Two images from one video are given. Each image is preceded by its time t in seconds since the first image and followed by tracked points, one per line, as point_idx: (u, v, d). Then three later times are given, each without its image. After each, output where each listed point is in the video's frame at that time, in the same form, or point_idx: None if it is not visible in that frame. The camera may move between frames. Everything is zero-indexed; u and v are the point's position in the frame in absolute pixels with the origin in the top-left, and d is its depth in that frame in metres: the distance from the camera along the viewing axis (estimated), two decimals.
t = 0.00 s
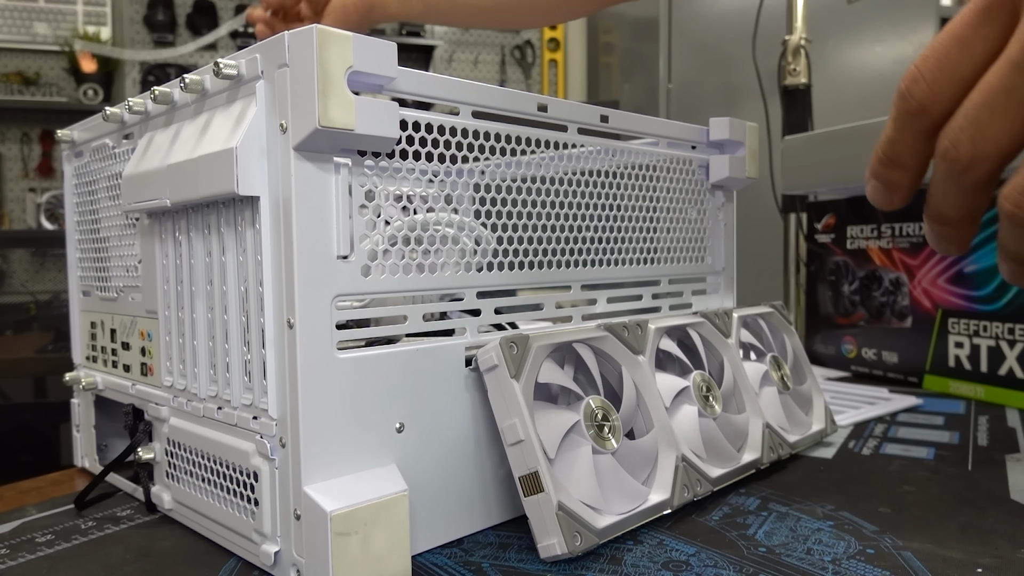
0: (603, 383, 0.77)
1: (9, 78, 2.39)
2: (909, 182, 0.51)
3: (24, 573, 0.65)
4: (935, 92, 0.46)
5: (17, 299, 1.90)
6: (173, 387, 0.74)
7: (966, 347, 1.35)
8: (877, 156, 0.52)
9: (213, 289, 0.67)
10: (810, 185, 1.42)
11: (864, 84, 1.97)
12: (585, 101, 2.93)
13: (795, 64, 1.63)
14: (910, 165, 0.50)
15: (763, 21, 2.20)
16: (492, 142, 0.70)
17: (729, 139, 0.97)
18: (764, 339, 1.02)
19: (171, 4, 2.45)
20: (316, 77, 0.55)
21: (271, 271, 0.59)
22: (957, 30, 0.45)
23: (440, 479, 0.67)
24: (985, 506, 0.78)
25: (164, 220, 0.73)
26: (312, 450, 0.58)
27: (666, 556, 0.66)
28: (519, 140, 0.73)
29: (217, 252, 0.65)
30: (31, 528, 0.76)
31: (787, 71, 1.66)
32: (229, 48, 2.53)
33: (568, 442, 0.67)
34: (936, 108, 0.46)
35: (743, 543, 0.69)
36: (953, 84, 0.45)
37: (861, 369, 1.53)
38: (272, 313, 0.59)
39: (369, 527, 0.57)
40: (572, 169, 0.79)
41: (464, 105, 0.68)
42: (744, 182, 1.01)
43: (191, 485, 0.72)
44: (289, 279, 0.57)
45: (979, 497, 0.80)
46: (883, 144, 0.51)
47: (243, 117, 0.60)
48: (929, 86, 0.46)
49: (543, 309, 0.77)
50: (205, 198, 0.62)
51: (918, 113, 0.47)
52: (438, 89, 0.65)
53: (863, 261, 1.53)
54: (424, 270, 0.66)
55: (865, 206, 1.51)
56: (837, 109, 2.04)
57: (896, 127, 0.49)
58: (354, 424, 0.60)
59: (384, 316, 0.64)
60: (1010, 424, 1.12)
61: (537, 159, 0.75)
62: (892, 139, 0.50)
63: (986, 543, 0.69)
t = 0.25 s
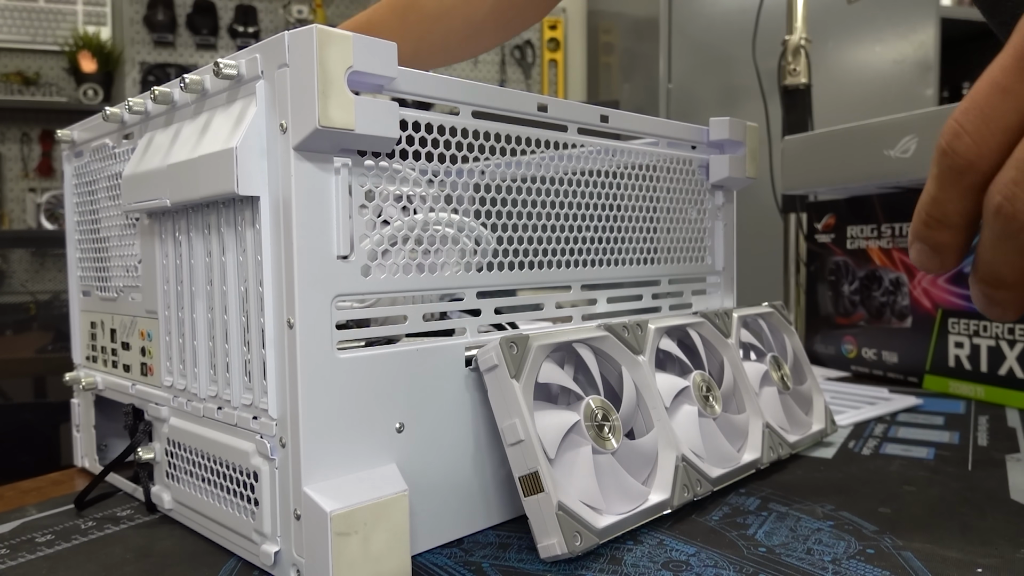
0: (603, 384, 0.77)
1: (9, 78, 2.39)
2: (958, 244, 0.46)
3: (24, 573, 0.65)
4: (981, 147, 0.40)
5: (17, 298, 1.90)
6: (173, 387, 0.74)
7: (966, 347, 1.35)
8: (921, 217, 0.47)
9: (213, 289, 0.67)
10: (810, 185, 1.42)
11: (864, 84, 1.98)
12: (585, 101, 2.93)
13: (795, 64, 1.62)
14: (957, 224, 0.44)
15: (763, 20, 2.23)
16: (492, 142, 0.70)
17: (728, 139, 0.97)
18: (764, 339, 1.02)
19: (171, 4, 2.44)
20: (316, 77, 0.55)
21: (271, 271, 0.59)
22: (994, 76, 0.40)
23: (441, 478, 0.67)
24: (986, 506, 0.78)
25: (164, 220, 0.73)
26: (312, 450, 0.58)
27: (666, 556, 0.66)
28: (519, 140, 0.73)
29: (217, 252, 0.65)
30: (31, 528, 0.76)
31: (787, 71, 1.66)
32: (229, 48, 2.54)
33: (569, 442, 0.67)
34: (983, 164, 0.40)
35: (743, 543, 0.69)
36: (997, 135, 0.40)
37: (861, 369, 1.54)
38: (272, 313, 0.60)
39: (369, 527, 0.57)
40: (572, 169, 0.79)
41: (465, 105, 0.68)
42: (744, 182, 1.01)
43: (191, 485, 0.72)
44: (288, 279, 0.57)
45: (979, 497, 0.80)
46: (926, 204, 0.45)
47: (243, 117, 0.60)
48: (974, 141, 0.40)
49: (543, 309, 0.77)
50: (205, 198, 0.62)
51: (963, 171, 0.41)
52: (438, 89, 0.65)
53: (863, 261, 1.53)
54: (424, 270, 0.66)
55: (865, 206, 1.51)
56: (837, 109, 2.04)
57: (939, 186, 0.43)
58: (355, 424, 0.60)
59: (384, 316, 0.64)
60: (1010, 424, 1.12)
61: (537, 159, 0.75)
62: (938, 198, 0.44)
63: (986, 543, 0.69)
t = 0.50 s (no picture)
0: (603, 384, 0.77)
1: (9, 78, 2.39)
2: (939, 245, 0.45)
3: (24, 573, 0.65)
4: (959, 155, 0.40)
5: (17, 298, 1.90)
6: (173, 387, 0.74)
7: (966, 347, 1.35)
8: (899, 227, 0.46)
9: (213, 289, 0.67)
10: (810, 185, 1.42)
11: (864, 84, 1.98)
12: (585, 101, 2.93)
13: (795, 64, 1.63)
14: (940, 234, 0.44)
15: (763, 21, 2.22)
16: (492, 142, 0.70)
17: (728, 139, 0.97)
18: (764, 339, 1.02)
19: (171, 4, 2.44)
20: (316, 76, 0.55)
21: (271, 271, 0.59)
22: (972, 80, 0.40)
23: (441, 478, 0.67)
24: (986, 507, 0.78)
25: (164, 220, 0.73)
26: (312, 450, 0.58)
27: (666, 556, 0.66)
28: (519, 140, 0.73)
29: (217, 252, 0.65)
30: (31, 528, 0.76)
31: (787, 71, 1.66)
32: (229, 48, 2.54)
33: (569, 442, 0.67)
34: (962, 173, 0.40)
35: (743, 543, 0.69)
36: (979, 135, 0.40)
37: (861, 369, 1.54)
38: (272, 313, 0.60)
39: (368, 526, 0.57)
40: (572, 169, 0.79)
41: (465, 104, 0.68)
42: (744, 182, 1.01)
43: (191, 485, 0.72)
44: (289, 279, 0.57)
45: (979, 497, 0.80)
46: (905, 213, 0.45)
47: (243, 117, 0.60)
48: (951, 148, 0.40)
49: (543, 309, 0.77)
50: (205, 198, 0.62)
51: (942, 179, 0.41)
52: (438, 89, 0.65)
53: (863, 261, 1.52)
54: (424, 270, 0.66)
55: (865, 207, 1.50)
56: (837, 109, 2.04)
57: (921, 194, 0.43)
58: (355, 424, 0.60)
59: (384, 316, 0.64)
60: (1010, 424, 1.12)
61: (537, 159, 0.75)
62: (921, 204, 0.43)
63: (986, 543, 0.69)
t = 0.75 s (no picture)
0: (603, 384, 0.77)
1: (9, 78, 2.39)
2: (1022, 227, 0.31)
3: (24, 573, 0.65)
4: (889, 160, 0.37)
5: (17, 298, 1.89)
6: (173, 387, 0.74)
7: (966, 347, 1.35)
8: (837, 222, 0.42)
9: (213, 289, 0.67)
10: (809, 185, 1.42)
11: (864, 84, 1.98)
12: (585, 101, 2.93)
13: (795, 64, 1.63)
14: (877, 231, 0.40)
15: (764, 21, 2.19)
16: (492, 142, 0.70)
17: (728, 139, 0.97)
18: (764, 339, 1.02)
19: (171, 4, 2.44)
20: (317, 76, 0.55)
21: (271, 271, 0.59)
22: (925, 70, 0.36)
23: (441, 478, 0.67)
24: (986, 506, 0.78)
25: (164, 220, 0.73)
26: (312, 450, 0.58)
27: (666, 556, 0.66)
28: (519, 140, 0.73)
29: (217, 252, 0.65)
30: (31, 528, 0.76)
31: (787, 71, 1.66)
32: (229, 48, 2.54)
33: (569, 442, 0.67)
34: (892, 178, 0.37)
35: (743, 543, 0.69)
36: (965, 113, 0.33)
37: (861, 369, 1.53)
38: (272, 313, 0.59)
39: (368, 526, 0.57)
40: (572, 169, 0.79)
41: (465, 105, 0.68)
42: (744, 182, 1.01)
43: (191, 485, 0.72)
44: (289, 279, 0.57)
45: (979, 497, 0.80)
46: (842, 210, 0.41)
47: (243, 117, 0.60)
48: (883, 153, 0.37)
49: (543, 309, 0.77)
50: (205, 198, 0.62)
51: (872, 183, 0.38)
52: (438, 89, 0.65)
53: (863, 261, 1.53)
54: (424, 270, 0.66)
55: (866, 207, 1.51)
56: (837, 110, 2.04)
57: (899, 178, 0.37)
58: (355, 424, 0.60)
59: (384, 316, 0.64)
60: (1010, 424, 1.12)
61: (537, 159, 0.75)
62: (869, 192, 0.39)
63: (986, 543, 0.68)
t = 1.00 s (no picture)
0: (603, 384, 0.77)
1: (9, 78, 2.39)
2: (776, 256, 0.41)
3: (24, 572, 0.65)
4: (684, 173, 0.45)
5: (17, 299, 1.88)
6: (173, 387, 0.74)
7: (965, 347, 1.35)
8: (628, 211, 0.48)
9: (213, 289, 0.67)
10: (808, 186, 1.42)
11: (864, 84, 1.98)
12: (585, 101, 2.93)
13: (795, 64, 1.63)
14: (652, 227, 0.47)
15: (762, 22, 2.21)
16: (491, 142, 0.70)
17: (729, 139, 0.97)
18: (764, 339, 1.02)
19: (171, 4, 2.45)
20: (317, 76, 0.55)
21: (270, 271, 0.59)
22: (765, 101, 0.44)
23: (442, 478, 0.67)
24: (986, 507, 0.78)
25: (164, 220, 0.73)
26: (312, 449, 0.58)
27: (666, 556, 0.66)
28: (519, 140, 0.73)
29: (217, 252, 0.65)
30: (31, 528, 0.76)
31: (787, 71, 1.67)
32: (229, 48, 2.54)
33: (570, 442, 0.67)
34: (679, 189, 0.45)
35: (743, 543, 0.69)
36: (794, 131, 0.40)
37: (861, 369, 1.53)
38: (272, 313, 0.60)
39: (368, 526, 0.57)
40: (573, 169, 0.79)
41: (465, 105, 0.68)
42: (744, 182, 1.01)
43: (191, 485, 0.72)
44: (289, 279, 0.57)
45: (979, 497, 0.80)
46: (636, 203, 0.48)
47: (243, 117, 0.60)
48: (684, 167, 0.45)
49: (543, 309, 0.77)
50: (205, 198, 0.62)
51: (664, 191, 0.46)
52: (439, 89, 0.65)
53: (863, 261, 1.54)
54: (424, 270, 0.66)
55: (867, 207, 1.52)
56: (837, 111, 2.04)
57: (737, 186, 0.43)
58: (355, 425, 0.60)
59: (384, 316, 0.64)
60: (1010, 424, 1.12)
61: (537, 159, 0.75)
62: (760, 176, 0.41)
63: (986, 543, 0.68)
